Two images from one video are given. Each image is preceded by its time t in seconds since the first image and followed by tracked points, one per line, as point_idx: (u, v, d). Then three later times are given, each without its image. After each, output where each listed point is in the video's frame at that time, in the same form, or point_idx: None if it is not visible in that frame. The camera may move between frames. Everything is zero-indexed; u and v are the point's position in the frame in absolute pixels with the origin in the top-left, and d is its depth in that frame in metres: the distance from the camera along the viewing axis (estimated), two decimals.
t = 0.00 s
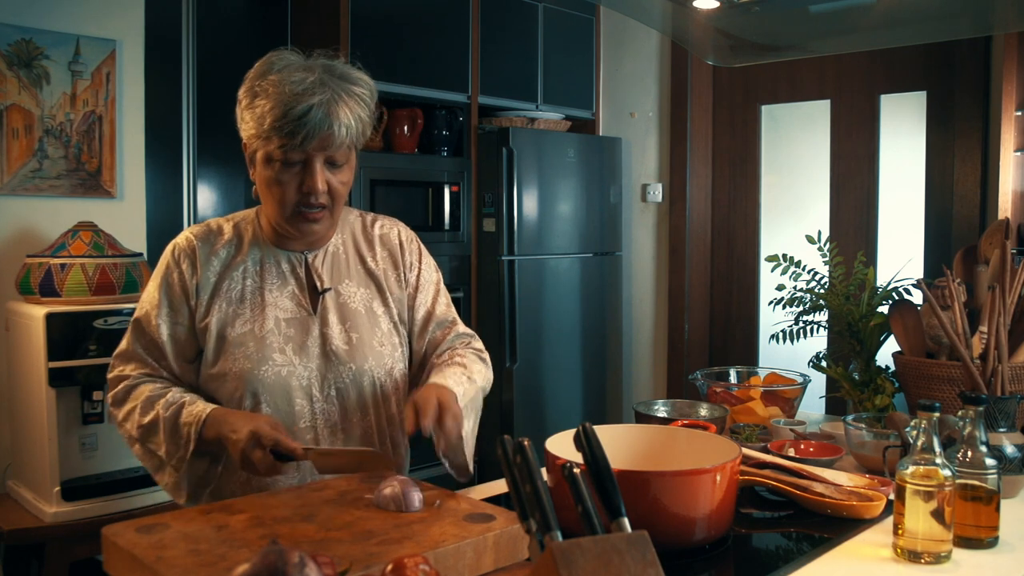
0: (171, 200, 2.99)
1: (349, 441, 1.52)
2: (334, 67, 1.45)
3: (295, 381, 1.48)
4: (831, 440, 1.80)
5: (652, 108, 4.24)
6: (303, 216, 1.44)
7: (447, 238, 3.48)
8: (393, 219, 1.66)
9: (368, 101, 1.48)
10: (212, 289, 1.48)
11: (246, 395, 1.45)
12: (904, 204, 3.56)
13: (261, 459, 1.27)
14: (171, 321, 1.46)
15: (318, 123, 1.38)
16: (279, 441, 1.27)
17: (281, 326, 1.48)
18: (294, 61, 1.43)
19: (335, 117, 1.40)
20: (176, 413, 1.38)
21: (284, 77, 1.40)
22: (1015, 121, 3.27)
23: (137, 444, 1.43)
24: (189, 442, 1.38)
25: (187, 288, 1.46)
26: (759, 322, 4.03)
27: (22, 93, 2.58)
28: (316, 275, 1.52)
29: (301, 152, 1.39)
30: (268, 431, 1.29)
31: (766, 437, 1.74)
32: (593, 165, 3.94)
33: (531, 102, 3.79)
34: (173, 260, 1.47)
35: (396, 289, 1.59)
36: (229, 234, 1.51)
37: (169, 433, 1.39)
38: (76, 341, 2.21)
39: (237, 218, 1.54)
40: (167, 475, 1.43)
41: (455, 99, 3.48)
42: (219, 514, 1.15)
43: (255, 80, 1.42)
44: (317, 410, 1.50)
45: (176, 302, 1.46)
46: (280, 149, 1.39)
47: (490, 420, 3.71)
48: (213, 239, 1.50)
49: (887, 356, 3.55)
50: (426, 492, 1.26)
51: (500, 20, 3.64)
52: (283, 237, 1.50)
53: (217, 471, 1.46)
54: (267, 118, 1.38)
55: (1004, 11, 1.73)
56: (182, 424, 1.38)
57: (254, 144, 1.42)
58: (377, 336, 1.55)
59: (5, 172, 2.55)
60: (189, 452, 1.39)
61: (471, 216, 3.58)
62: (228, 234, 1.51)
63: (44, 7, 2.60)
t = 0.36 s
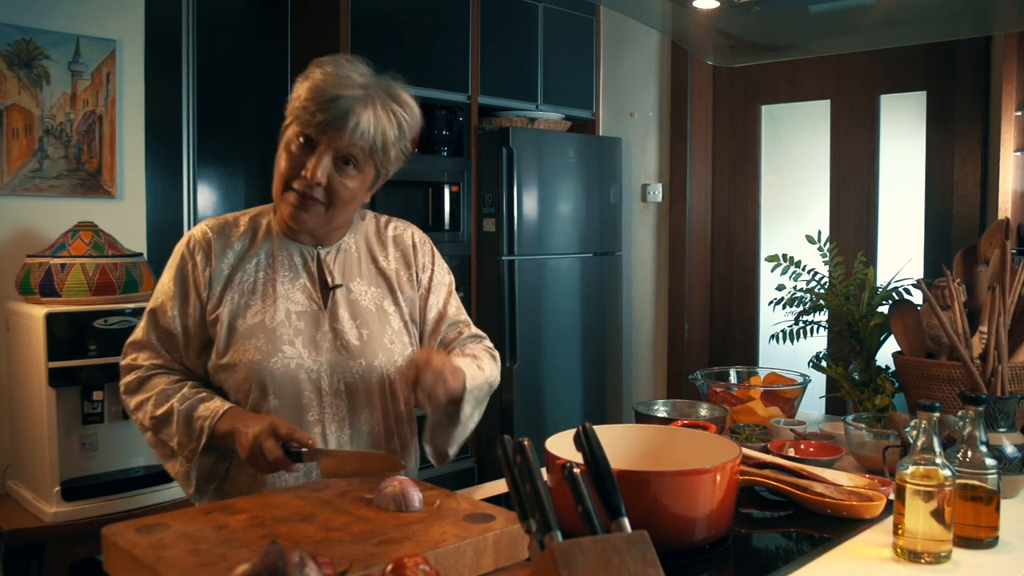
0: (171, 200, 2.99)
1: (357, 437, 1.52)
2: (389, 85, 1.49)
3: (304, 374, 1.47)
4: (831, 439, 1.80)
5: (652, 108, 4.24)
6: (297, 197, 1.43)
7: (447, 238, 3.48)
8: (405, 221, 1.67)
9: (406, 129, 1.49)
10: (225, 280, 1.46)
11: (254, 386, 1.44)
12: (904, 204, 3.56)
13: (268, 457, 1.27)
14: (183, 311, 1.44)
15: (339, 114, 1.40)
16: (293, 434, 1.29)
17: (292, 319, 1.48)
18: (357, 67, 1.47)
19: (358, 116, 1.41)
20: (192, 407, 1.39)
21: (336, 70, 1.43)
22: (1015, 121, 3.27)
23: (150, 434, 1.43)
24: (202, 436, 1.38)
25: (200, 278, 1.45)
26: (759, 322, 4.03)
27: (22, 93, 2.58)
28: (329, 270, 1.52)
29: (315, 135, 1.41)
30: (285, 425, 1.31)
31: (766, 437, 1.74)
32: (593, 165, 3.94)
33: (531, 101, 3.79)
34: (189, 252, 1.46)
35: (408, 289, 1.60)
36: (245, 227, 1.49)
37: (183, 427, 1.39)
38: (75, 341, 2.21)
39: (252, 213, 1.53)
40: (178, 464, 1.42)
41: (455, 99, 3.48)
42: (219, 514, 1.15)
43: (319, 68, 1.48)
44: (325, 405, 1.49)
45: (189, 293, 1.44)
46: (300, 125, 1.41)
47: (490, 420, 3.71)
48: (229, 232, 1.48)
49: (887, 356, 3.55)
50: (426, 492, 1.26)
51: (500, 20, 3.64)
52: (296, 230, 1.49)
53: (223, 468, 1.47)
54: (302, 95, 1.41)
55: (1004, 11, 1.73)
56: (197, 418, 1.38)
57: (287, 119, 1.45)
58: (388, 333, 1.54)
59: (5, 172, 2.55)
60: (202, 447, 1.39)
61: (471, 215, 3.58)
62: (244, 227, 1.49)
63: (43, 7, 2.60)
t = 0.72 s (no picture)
0: (171, 200, 2.99)
1: (374, 437, 1.52)
2: (385, 71, 1.46)
3: (325, 371, 1.49)
4: (831, 440, 1.80)
5: (652, 108, 4.24)
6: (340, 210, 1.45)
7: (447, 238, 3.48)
8: (425, 224, 1.67)
9: (415, 106, 1.49)
10: (248, 277, 1.50)
11: (276, 381, 1.46)
12: (904, 204, 3.56)
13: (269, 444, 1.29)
14: (203, 305, 1.48)
15: (365, 123, 1.39)
16: (296, 425, 1.31)
17: (314, 317, 1.49)
18: (348, 61, 1.45)
19: (383, 118, 1.40)
20: (199, 394, 1.41)
21: (336, 76, 1.41)
22: (1015, 121, 3.27)
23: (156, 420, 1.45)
24: (207, 422, 1.40)
25: (221, 274, 1.48)
26: (759, 322, 4.03)
27: (22, 93, 2.58)
28: (350, 270, 1.53)
29: (346, 149, 1.40)
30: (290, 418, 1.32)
31: (766, 437, 1.74)
32: (593, 165, 3.94)
33: (531, 101, 3.79)
34: (210, 247, 1.49)
35: (426, 290, 1.60)
36: (268, 225, 1.53)
37: (188, 413, 1.41)
38: (75, 341, 2.21)
39: (276, 211, 1.56)
40: (182, 450, 1.44)
41: (455, 99, 3.48)
42: (219, 514, 1.15)
43: (308, 76, 1.43)
44: (345, 402, 1.51)
45: (211, 288, 1.48)
46: (326, 145, 1.40)
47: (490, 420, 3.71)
48: (251, 228, 1.52)
49: (887, 356, 3.55)
50: (426, 492, 1.26)
51: (500, 20, 3.64)
52: (323, 231, 1.52)
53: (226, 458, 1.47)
54: (316, 113, 1.39)
55: (1004, 11, 1.73)
56: (203, 405, 1.40)
57: (301, 137, 1.43)
58: (407, 333, 1.55)
59: (5, 172, 2.55)
60: (205, 433, 1.40)
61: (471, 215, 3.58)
62: (267, 224, 1.53)
63: (43, 7, 2.60)
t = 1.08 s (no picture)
0: (171, 200, 2.99)
1: (379, 438, 1.52)
2: (379, 66, 1.46)
3: (331, 372, 1.49)
4: (831, 440, 1.80)
5: (652, 109, 4.24)
6: (345, 210, 1.45)
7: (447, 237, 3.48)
8: (434, 223, 1.67)
9: (413, 99, 1.49)
10: (255, 277, 1.50)
11: (282, 382, 1.46)
12: (904, 204, 3.56)
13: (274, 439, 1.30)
14: (211, 304, 1.49)
15: (360, 120, 1.39)
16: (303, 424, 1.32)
17: (321, 318, 1.50)
18: (341, 59, 1.45)
19: (377, 114, 1.40)
20: (204, 387, 1.42)
21: (329, 75, 1.41)
22: (1015, 121, 3.27)
23: (160, 414, 1.45)
24: (211, 414, 1.40)
25: (229, 274, 1.49)
26: (759, 322, 4.03)
27: (22, 93, 2.58)
28: (357, 271, 1.53)
29: (344, 148, 1.40)
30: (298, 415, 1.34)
31: (766, 437, 1.74)
32: (593, 165, 3.94)
33: (531, 102, 3.79)
34: (218, 246, 1.50)
35: (433, 290, 1.59)
36: (276, 225, 1.53)
37: (192, 406, 1.41)
38: (75, 342, 2.21)
39: (284, 211, 1.57)
40: (187, 443, 1.44)
41: (455, 99, 3.48)
42: (220, 514, 1.15)
43: (303, 78, 1.44)
44: (351, 403, 1.51)
45: (219, 286, 1.49)
46: (324, 146, 1.40)
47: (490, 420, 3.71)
48: (259, 229, 1.52)
49: (887, 356, 3.56)
50: (427, 492, 1.26)
51: (499, 20, 3.64)
52: (330, 232, 1.52)
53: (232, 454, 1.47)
54: (311, 115, 1.39)
55: (1004, 11, 1.73)
56: (207, 398, 1.41)
57: (301, 140, 1.44)
58: (414, 334, 1.55)
59: (5, 172, 2.55)
60: (209, 426, 1.41)
61: (471, 215, 3.58)
62: (275, 225, 1.53)
63: (43, 7, 2.60)
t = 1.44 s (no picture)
0: (171, 200, 2.99)
1: (377, 438, 1.52)
2: (372, 65, 1.46)
3: (329, 370, 1.49)
4: (830, 440, 1.80)
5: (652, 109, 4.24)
6: (340, 210, 1.45)
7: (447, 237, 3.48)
8: (434, 220, 1.67)
9: (407, 97, 1.49)
10: (255, 276, 1.50)
11: (281, 380, 1.47)
12: (904, 204, 3.56)
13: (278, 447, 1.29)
14: (213, 303, 1.49)
15: (352, 119, 1.39)
16: (307, 434, 1.31)
17: (319, 317, 1.50)
18: (334, 59, 1.45)
19: (369, 113, 1.40)
20: (207, 390, 1.41)
21: (321, 75, 1.41)
22: (1015, 121, 3.27)
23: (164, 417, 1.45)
24: (215, 418, 1.39)
25: (230, 273, 1.49)
26: (759, 322, 4.03)
27: (23, 93, 2.58)
28: (356, 270, 1.53)
29: (337, 147, 1.40)
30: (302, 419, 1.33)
31: (766, 437, 1.74)
32: (593, 165, 3.94)
33: (531, 101, 3.79)
34: (219, 244, 1.50)
35: (433, 288, 1.59)
36: (276, 224, 1.53)
37: (196, 409, 1.41)
38: (75, 342, 2.21)
39: (284, 210, 1.57)
40: (190, 449, 1.44)
41: (455, 99, 3.48)
42: (220, 514, 1.15)
43: (296, 78, 1.44)
44: (349, 402, 1.51)
45: (220, 285, 1.49)
46: (317, 146, 1.40)
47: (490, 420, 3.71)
48: (260, 227, 1.53)
49: (887, 356, 3.56)
50: (427, 492, 1.26)
51: (499, 20, 3.64)
52: (328, 232, 1.51)
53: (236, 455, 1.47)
54: (304, 114, 1.40)
55: (1004, 11, 1.73)
56: (211, 401, 1.40)
57: (295, 140, 1.44)
58: (413, 333, 1.54)
59: (5, 172, 2.55)
60: (213, 430, 1.40)
61: (471, 215, 3.57)
62: (274, 224, 1.53)
63: (43, 7, 2.60)
